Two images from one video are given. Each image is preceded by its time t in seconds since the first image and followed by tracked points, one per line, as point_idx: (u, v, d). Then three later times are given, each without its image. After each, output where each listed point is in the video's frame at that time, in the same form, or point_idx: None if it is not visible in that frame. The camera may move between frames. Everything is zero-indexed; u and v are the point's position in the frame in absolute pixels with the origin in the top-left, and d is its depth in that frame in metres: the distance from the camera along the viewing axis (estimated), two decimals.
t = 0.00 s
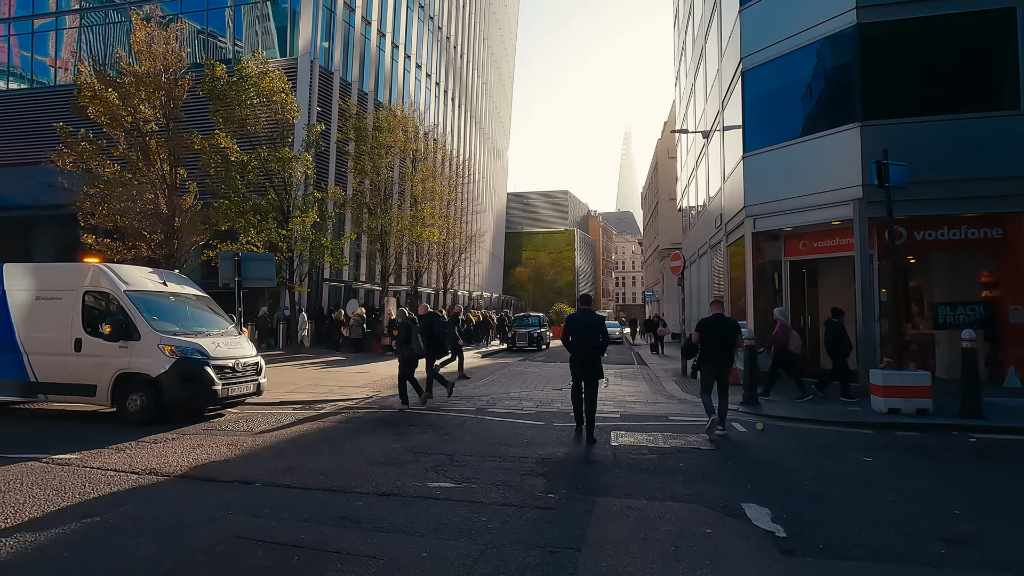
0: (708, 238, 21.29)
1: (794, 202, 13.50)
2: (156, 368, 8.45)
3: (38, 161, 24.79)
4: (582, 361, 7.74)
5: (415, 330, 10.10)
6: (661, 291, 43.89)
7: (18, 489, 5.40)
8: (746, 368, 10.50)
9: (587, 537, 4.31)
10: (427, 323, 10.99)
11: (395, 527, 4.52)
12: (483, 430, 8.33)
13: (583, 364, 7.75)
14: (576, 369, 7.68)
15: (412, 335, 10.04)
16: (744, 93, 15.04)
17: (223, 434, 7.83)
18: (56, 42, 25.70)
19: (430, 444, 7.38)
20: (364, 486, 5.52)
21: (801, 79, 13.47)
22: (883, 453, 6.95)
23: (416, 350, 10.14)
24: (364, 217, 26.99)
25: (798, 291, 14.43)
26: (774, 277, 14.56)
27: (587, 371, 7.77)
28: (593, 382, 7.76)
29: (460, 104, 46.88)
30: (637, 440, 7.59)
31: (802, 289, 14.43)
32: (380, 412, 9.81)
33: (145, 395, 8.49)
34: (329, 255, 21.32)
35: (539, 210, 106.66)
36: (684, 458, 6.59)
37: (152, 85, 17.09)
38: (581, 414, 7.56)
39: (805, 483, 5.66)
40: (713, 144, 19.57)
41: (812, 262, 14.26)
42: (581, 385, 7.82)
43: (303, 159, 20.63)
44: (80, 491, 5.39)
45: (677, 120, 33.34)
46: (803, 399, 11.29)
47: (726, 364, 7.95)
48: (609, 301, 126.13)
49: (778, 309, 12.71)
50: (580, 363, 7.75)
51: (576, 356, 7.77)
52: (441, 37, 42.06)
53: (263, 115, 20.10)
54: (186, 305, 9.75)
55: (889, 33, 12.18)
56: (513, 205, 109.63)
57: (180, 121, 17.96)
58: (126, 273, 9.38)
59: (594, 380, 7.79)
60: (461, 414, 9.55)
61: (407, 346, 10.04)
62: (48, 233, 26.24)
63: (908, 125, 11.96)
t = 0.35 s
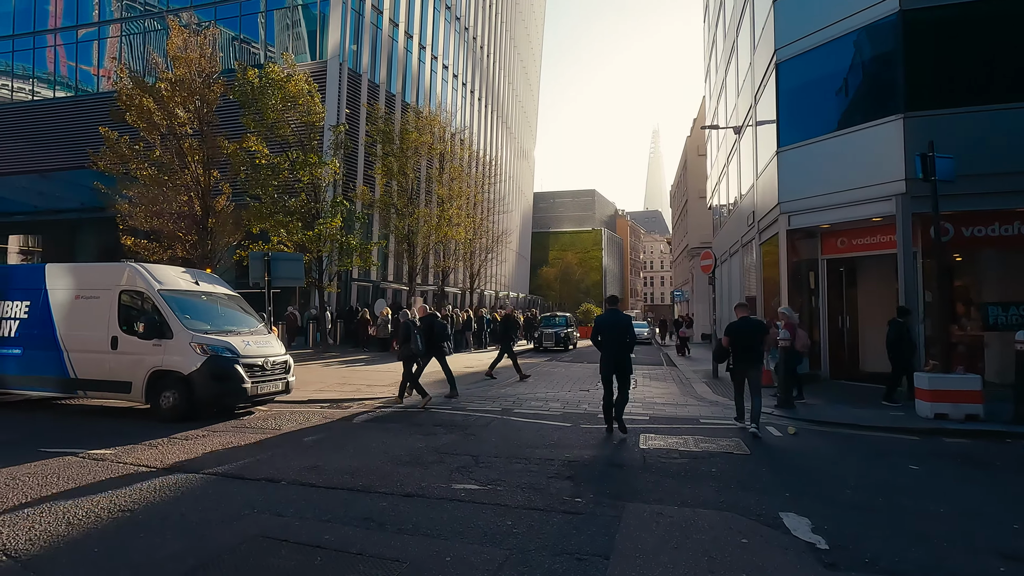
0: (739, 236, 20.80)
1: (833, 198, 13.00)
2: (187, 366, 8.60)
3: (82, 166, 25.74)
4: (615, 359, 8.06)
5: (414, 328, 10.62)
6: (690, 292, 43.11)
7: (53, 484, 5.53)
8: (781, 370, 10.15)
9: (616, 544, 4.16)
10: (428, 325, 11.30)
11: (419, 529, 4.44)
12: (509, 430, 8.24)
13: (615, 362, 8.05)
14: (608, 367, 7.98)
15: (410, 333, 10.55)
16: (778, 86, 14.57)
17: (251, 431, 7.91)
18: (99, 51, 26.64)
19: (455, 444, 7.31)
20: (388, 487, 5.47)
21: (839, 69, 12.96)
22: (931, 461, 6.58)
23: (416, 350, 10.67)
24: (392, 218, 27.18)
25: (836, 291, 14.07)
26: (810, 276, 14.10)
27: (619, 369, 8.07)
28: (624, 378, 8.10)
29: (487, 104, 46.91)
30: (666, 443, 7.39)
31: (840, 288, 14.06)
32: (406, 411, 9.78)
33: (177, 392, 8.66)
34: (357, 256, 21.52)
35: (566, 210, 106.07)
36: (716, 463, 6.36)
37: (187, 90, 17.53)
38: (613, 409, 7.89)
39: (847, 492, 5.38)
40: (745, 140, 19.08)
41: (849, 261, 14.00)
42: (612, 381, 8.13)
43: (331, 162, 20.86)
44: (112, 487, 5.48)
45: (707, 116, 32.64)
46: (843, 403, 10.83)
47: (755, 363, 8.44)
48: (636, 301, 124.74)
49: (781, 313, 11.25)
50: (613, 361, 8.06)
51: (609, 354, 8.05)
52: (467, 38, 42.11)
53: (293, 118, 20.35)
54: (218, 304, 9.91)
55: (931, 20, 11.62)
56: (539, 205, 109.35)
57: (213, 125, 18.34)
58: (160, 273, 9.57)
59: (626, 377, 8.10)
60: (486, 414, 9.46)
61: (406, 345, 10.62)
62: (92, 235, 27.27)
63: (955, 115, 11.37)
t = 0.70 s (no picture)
0: (770, 235, 20.30)
1: (872, 194, 12.53)
2: (217, 364, 8.73)
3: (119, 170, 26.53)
4: (648, 357, 8.54)
5: (417, 327, 11.03)
6: (718, 292, 42.33)
7: (87, 479, 5.64)
8: (816, 372, 9.80)
9: (646, 550, 4.03)
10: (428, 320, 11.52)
11: (444, 531, 4.38)
12: (534, 432, 8.14)
13: (647, 360, 8.53)
14: (642, 366, 8.45)
15: (414, 331, 10.94)
16: (811, 79, 14.16)
17: (279, 430, 7.98)
18: (136, 57, 27.44)
19: (481, 445, 7.26)
20: (413, 487, 5.43)
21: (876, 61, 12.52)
22: (980, 469, 6.25)
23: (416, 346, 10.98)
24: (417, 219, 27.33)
25: (873, 292, 13.58)
26: (845, 275, 13.88)
27: (651, 367, 8.53)
28: (655, 377, 8.61)
29: (511, 104, 46.87)
30: (696, 446, 7.20)
31: (879, 288, 13.60)
32: (431, 411, 9.76)
33: (208, 389, 8.80)
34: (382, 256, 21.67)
35: (590, 210, 105.41)
36: (749, 468, 6.16)
37: (217, 93, 17.89)
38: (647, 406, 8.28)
39: (889, 500, 5.14)
40: (776, 135, 18.60)
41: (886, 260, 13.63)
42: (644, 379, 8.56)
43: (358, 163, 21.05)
44: (144, 483, 5.57)
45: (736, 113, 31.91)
46: (882, 407, 10.41)
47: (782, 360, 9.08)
48: (662, 301, 123.20)
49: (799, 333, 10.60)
50: (646, 359, 8.52)
51: (643, 352, 8.53)
52: (492, 38, 42.14)
53: (320, 120, 20.55)
54: (247, 304, 10.05)
55: (975, 8, 11.12)
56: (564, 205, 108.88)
57: (242, 127, 18.68)
58: (191, 272, 9.74)
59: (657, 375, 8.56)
60: (512, 415, 9.39)
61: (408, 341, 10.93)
62: (129, 236, 28.13)
63: (1002, 106, 10.83)
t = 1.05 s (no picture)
0: (795, 234, 19.87)
1: (904, 192, 12.10)
2: (239, 364, 8.83)
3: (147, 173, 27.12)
4: (677, 357, 8.64)
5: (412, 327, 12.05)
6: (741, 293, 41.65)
7: (110, 477, 5.73)
8: (843, 376, 9.53)
9: (665, 560, 3.91)
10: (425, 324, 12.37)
11: (459, 536, 4.33)
12: (552, 434, 8.07)
13: (676, 360, 8.64)
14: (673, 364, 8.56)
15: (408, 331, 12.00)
16: (838, 75, 13.79)
17: (298, 429, 8.04)
18: (164, 63, 28.03)
19: (498, 447, 7.21)
20: (430, 490, 5.40)
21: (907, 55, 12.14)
22: (1018, 480, 5.98)
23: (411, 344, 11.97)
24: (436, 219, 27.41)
25: (903, 290, 13.26)
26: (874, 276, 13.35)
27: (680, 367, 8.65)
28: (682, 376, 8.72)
29: (531, 104, 46.74)
30: (718, 451, 7.04)
31: (908, 287, 13.33)
32: (449, 412, 9.75)
33: (230, 388, 8.92)
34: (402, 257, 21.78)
35: (611, 209, 104.68)
36: (773, 475, 5.99)
37: (241, 96, 18.15)
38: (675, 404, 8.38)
39: (923, 512, 4.93)
40: (802, 133, 18.17)
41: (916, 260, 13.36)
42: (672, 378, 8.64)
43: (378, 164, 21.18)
44: (164, 482, 5.62)
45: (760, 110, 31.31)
46: (913, 413, 10.07)
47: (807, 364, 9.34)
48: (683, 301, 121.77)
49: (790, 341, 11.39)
50: (676, 358, 8.63)
51: (672, 351, 8.64)
52: (511, 38, 42.07)
53: (342, 122, 20.68)
54: (269, 304, 10.16)
55: None
56: (584, 205, 108.28)
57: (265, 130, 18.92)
58: (214, 273, 9.87)
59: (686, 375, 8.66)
60: (530, 417, 9.32)
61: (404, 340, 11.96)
62: (157, 238, 28.80)
63: None
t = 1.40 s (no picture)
0: (815, 233, 19.54)
1: (930, 188, 11.75)
2: (255, 363, 8.91)
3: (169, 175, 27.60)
4: (697, 355, 9.02)
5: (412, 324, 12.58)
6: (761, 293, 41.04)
7: (128, 475, 5.81)
8: (864, 379, 9.28)
9: (678, 566, 3.82)
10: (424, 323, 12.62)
11: (469, 538, 4.29)
12: (567, 436, 8.00)
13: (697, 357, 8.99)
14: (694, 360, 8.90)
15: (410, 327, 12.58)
16: (860, 70, 13.49)
17: (313, 429, 8.09)
18: (185, 67, 28.51)
19: (511, 448, 7.17)
20: (441, 491, 5.37)
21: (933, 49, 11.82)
22: None
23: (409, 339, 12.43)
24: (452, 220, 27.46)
25: (928, 290, 13.02)
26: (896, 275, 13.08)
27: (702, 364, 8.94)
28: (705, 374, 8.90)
29: (547, 104, 46.63)
30: (735, 454, 6.92)
31: (934, 287, 13.09)
32: (463, 412, 9.74)
33: (245, 388, 9.01)
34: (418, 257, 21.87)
35: (628, 209, 104.01)
36: (791, 480, 5.85)
37: (259, 99, 18.37)
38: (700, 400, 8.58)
39: (949, 520, 4.76)
40: (822, 129, 17.85)
41: (942, 260, 13.14)
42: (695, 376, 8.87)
43: (394, 165, 21.28)
44: (180, 480, 5.70)
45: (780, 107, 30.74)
46: (938, 417, 9.79)
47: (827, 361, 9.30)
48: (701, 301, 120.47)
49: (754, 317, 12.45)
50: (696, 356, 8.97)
51: (692, 348, 9.02)
52: (527, 37, 41.98)
53: (358, 123, 20.77)
54: (285, 304, 10.25)
55: None
56: (600, 205, 107.75)
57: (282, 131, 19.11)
58: (230, 273, 9.97)
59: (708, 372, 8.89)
60: (544, 417, 9.27)
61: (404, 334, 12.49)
62: (179, 239, 29.34)
63: None
